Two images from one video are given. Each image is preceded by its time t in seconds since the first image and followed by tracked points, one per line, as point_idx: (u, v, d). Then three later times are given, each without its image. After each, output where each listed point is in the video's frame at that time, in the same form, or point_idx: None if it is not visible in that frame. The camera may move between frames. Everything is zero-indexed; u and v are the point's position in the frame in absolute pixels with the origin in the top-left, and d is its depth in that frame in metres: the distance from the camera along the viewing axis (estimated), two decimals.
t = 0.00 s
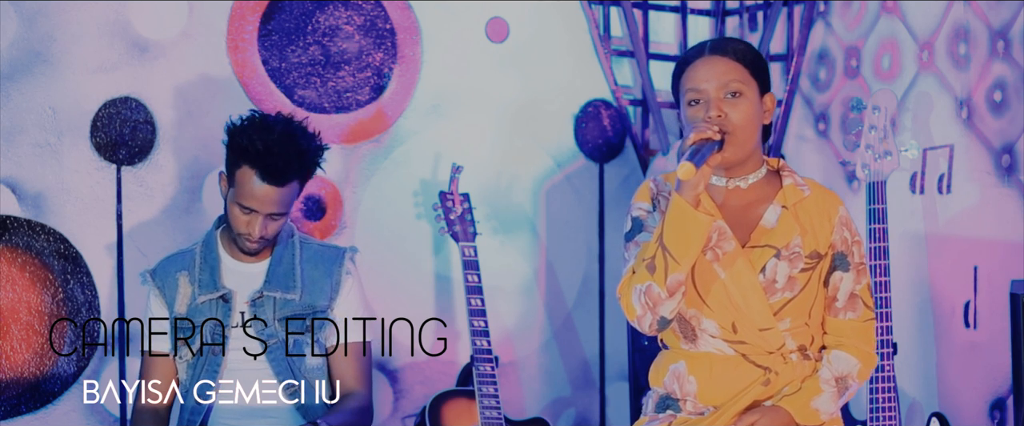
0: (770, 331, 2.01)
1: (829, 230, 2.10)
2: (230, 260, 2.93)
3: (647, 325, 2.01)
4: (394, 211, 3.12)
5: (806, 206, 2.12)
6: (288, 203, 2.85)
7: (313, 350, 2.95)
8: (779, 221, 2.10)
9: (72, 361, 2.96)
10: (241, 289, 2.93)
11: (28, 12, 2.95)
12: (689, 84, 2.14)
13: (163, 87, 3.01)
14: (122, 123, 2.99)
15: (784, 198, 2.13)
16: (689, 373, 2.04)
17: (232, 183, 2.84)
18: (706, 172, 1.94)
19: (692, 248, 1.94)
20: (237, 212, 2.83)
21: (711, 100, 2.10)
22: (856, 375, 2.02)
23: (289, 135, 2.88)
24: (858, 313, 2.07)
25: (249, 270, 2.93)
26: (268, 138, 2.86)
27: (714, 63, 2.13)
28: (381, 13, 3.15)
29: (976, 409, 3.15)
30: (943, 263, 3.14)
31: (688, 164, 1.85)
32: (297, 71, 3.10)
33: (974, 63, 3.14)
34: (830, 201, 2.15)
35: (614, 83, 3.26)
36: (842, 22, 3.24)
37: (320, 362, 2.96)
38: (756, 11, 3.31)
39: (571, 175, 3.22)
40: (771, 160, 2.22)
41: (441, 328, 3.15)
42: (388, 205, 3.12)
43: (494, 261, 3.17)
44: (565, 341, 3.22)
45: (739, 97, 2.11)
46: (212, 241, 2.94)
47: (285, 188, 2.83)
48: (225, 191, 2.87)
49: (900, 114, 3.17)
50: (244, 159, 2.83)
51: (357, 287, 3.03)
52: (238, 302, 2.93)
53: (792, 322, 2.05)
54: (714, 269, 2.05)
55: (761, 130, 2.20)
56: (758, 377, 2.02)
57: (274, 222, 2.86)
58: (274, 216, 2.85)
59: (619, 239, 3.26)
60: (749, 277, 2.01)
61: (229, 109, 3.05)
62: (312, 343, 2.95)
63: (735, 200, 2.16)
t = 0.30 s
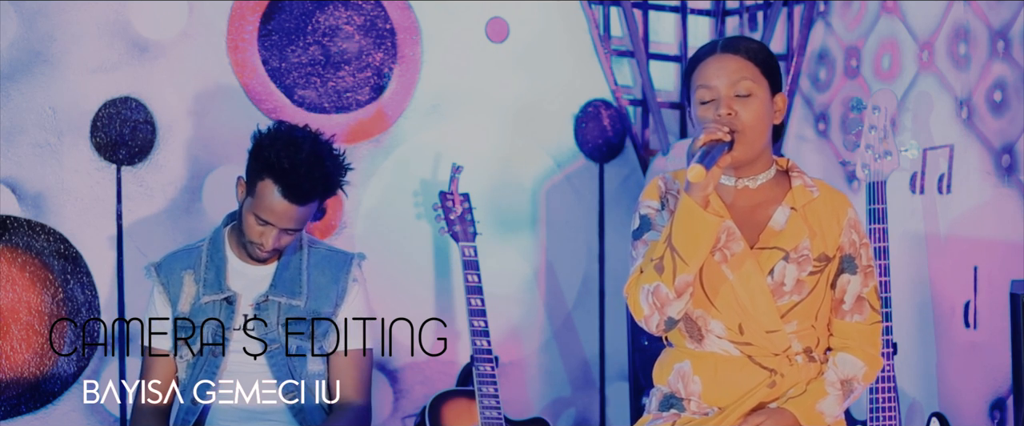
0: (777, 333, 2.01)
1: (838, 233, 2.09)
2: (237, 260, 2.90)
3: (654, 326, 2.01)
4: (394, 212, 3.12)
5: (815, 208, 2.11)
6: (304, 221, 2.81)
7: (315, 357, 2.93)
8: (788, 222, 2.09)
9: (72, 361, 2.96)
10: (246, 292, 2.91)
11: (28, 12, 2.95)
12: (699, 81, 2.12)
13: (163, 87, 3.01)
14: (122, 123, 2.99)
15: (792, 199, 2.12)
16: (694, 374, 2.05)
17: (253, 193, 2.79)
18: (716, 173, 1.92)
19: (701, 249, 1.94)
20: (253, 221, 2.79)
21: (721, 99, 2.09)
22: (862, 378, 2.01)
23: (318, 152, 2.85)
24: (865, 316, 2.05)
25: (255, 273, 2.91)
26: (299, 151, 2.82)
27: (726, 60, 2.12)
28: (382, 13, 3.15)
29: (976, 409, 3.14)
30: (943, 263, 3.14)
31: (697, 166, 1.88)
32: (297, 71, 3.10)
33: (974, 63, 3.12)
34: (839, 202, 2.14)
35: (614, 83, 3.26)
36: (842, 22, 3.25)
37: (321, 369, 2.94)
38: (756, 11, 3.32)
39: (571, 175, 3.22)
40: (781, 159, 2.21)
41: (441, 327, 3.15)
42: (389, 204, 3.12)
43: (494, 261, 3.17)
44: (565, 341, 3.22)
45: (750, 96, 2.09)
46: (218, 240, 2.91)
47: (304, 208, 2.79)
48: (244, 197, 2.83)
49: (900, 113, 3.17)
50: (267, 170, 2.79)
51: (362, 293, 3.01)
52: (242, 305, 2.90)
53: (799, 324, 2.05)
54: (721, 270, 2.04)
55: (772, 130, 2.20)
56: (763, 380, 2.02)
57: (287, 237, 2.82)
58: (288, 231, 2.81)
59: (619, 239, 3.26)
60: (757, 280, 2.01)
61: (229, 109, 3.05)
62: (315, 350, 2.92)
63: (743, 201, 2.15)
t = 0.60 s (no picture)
0: (780, 326, 2.00)
1: (841, 226, 2.08)
2: (245, 258, 2.91)
3: (657, 317, 1.98)
4: (394, 211, 3.12)
5: (818, 201, 2.10)
6: (318, 220, 2.84)
7: (321, 358, 2.94)
8: (791, 215, 2.08)
9: (72, 362, 2.96)
10: (253, 290, 2.91)
11: (28, 12, 2.95)
12: (706, 70, 2.12)
13: (163, 87, 3.01)
14: (122, 123, 2.99)
15: (795, 192, 2.11)
16: (698, 375, 2.02)
17: (274, 184, 2.82)
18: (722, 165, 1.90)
19: (706, 240, 1.90)
20: (268, 213, 2.81)
21: (728, 89, 2.07)
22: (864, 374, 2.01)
23: (344, 154, 2.89)
24: (868, 309, 2.05)
25: (263, 272, 2.91)
26: (328, 148, 2.87)
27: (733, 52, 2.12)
28: (382, 13, 3.15)
29: (976, 409, 3.14)
30: (943, 263, 3.14)
31: (707, 154, 1.82)
32: (297, 71, 3.10)
33: (974, 63, 3.13)
34: (842, 196, 2.13)
35: (614, 83, 3.26)
36: (842, 22, 3.25)
37: (326, 370, 2.95)
38: (756, 11, 3.32)
39: (571, 175, 3.22)
40: (782, 155, 2.20)
41: (441, 327, 3.15)
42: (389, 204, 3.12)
43: (494, 260, 3.17)
44: (565, 341, 3.22)
45: (756, 88, 2.08)
46: (228, 237, 2.92)
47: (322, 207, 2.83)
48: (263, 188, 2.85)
49: (900, 113, 3.18)
50: (294, 163, 2.82)
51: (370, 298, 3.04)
52: (249, 303, 2.91)
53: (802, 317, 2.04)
54: (724, 262, 2.02)
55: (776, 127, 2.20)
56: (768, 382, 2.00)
57: (299, 236, 2.84)
58: (301, 229, 2.83)
59: (619, 239, 3.26)
60: (759, 270, 2.00)
61: (229, 109, 3.05)
62: (321, 351, 2.94)
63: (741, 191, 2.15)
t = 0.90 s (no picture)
0: (777, 324, 2.01)
1: (838, 225, 2.10)
2: (254, 253, 2.99)
3: (655, 320, 1.99)
4: (394, 211, 3.12)
5: (814, 200, 2.12)
6: (339, 196, 3.01)
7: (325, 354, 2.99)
8: (787, 214, 2.09)
9: (72, 361, 2.96)
10: (262, 285, 2.98)
11: (29, 12, 2.95)
12: (710, 73, 2.13)
13: (163, 87, 3.01)
14: (122, 123, 2.99)
15: (791, 191, 2.12)
16: (696, 376, 2.02)
17: (295, 162, 3.00)
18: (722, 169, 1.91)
19: (703, 244, 1.92)
20: (288, 192, 2.97)
21: (731, 95, 2.10)
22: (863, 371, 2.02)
23: (363, 139, 3.09)
24: (866, 308, 2.06)
25: (273, 268, 2.98)
26: (349, 131, 3.07)
27: (737, 56, 2.12)
28: (382, 13, 3.15)
29: (976, 409, 3.14)
30: (943, 264, 3.14)
31: (706, 160, 1.85)
32: (297, 71, 3.10)
33: (974, 63, 3.11)
34: (837, 195, 2.15)
35: (614, 83, 3.26)
36: (842, 22, 3.25)
37: (329, 368, 3.00)
38: (756, 11, 3.33)
39: (571, 175, 3.22)
40: (778, 155, 2.22)
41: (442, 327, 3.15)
42: (390, 205, 3.12)
43: (494, 260, 3.17)
44: (565, 341, 3.22)
45: (759, 95, 2.10)
46: (238, 232, 3.00)
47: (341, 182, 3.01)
48: (277, 172, 3.00)
49: (900, 113, 3.18)
50: (316, 142, 3.01)
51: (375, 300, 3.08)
52: (256, 298, 2.97)
53: (798, 315, 2.05)
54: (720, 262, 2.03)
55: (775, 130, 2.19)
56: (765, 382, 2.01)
57: (318, 215, 3.00)
58: (320, 207, 2.99)
59: (619, 239, 3.26)
60: (755, 268, 2.00)
61: (229, 109, 3.05)
62: (325, 348, 2.99)
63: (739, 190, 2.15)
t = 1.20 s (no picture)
0: (773, 325, 2.01)
1: (834, 227, 2.11)
2: (259, 251, 2.98)
3: (650, 326, 2.00)
4: (395, 211, 3.13)
5: (808, 202, 2.13)
6: (335, 176, 2.99)
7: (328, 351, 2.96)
8: (781, 217, 2.11)
9: (72, 361, 2.96)
10: (266, 281, 2.97)
11: (29, 12, 2.95)
12: (704, 75, 2.14)
13: (163, 87, 3.01)
14: (122, 123, 2.99)
15: (786, 193, 2.14)
16: (692, 376, 2.03)
17: (282, 157, 2.98)
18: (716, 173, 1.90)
19: (698, 250, 1.92)
20: (283, 186, 2.96)
21: (724, 96, 2.10)
22: (872, 346, 2.00)
23: (345, 115, 3.06)
24: (869, 307, 2.05)
25: (276, 265, 2.98)
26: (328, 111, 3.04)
27: (730, 58, 2.13)
28: (382, 13, 3.15)
29: (976, 409, 3.14)
30: (943, 264, 3.14)
31: (696, 169, 1.86)
32: (297, 71, 3.10)
33: (974, 63, 3.11)
34: (833, 197, 2.16)
35: (614, 83, 3.26)
36: (842, 22, 3.25)
37: (332, 365, 2.96)
38: (756, 11, 3.32)
39: (571, 175, 3.22)
40: (772, 158, 2.23)
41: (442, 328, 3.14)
42: (390, 205, 3.12)
43: (493, 260, 3.17)
44: (565, 341, 3.22)
45: (751, 97, 2.11)
46: (242, 232, 2.99)
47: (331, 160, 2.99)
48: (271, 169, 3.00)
49: (900, 113, 3.18)
50: (299, 132, 2.99)
51: (378, 299, 3.07)
52: (260, 295, 2.96)
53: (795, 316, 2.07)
54: (715, 265, 2.05)
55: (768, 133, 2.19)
56: (762, 379, 2.02)
57: (319, 199, 2.99)
58: (319, 191, 2.98)
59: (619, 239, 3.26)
60: (750, 270, 2.02)
61: (229, 109, 3.05)
62: (328, 345, 2.96)
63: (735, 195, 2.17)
